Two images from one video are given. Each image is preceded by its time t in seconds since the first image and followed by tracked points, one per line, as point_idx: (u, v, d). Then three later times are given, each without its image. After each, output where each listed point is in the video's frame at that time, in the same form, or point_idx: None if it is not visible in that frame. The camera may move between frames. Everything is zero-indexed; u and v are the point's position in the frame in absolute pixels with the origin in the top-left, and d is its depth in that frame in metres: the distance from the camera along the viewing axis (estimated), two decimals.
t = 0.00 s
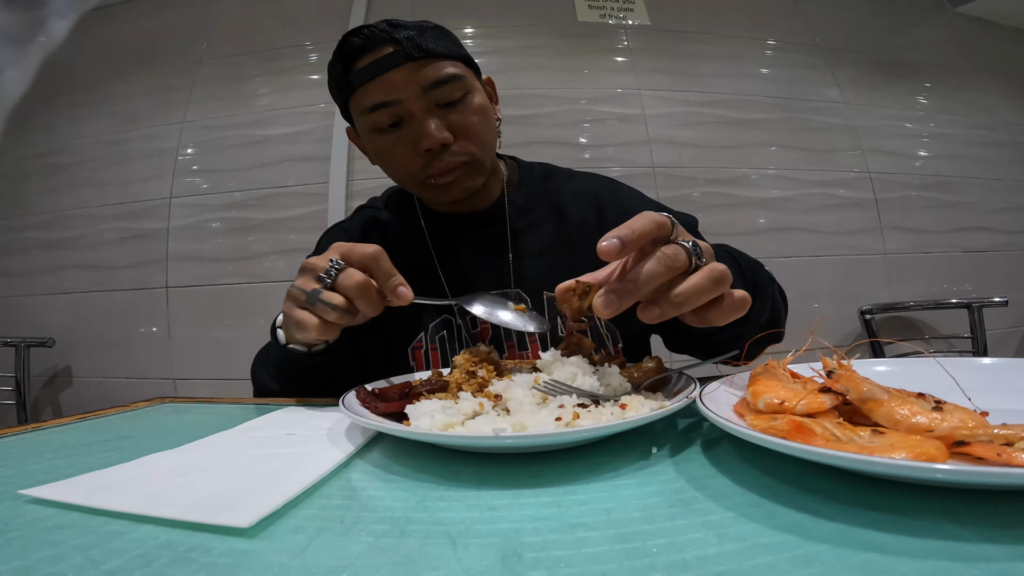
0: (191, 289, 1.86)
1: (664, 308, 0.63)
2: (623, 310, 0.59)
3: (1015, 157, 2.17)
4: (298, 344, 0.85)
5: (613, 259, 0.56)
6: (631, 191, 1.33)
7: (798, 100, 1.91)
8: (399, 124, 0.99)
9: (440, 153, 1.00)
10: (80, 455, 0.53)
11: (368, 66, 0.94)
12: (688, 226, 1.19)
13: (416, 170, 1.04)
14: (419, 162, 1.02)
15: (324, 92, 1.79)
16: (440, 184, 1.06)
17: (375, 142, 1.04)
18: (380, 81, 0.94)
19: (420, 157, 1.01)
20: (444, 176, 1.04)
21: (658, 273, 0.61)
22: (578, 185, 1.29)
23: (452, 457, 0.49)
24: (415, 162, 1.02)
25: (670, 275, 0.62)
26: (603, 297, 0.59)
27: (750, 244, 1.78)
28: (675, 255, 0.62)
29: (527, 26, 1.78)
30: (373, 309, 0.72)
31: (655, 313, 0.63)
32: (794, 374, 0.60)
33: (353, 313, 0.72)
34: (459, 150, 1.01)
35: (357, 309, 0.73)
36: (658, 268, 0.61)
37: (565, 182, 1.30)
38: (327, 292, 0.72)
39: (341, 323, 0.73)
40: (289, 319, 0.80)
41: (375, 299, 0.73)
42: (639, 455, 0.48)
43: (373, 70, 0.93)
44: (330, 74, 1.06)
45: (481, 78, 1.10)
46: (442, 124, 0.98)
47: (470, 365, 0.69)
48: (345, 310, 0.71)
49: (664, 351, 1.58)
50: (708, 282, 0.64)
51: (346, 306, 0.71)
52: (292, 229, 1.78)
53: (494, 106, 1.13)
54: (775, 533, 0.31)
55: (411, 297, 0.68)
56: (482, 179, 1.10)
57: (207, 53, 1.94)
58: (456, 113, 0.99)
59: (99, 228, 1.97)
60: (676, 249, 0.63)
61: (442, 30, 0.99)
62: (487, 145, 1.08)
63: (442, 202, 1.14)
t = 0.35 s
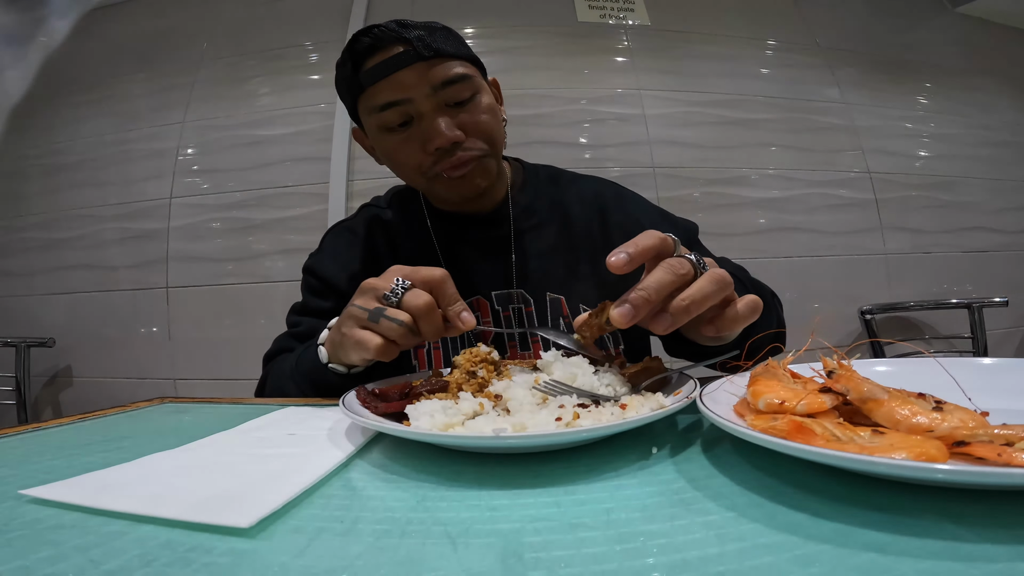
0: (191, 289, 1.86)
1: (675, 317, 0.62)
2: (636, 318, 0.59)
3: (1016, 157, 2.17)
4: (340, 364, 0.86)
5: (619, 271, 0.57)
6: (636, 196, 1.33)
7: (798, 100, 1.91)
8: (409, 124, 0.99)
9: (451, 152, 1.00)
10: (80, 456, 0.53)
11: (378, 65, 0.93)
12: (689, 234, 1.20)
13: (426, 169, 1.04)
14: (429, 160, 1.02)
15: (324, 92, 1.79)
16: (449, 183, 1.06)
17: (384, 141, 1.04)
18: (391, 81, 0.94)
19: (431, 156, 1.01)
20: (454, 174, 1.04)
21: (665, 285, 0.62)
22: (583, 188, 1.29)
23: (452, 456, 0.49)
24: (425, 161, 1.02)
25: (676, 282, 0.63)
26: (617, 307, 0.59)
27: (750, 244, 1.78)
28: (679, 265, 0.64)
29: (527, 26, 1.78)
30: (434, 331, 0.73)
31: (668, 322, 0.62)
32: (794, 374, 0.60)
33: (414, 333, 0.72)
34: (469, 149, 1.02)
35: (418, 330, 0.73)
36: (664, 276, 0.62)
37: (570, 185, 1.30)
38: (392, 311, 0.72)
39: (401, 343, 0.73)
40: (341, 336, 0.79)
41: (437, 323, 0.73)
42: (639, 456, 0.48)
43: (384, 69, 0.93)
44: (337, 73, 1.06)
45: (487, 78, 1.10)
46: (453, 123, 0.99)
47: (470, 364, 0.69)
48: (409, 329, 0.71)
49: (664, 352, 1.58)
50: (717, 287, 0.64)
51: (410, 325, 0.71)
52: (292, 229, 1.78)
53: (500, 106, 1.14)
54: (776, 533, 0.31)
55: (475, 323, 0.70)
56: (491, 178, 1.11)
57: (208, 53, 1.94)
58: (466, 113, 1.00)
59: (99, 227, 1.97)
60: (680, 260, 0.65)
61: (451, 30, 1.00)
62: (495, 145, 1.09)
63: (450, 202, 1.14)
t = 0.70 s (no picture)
0: (191, 289, 1.86)
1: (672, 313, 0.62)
2: (640, 314, 0.60)
3: (1015, 157, 2.17)
4: (343, 355, 0.86)
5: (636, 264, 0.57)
6: (636, 196, 1.33)
7: (797, 100, 1.91)
8: (417, 121, 0.99)
9: (457, 150, 1.00)
10: (80, 455, 0.53)
11: (390, 62, 0.94)
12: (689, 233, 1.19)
13: (431, 166, 1.04)
14: (434, 158, 1.02)
15: (324, 92, 1.79)
16: (453, 182, 1.06)
17: (390, 137, 1.03)
18: (403, 77, 0.94)
19: (436, 154, 1.00)
20: (458, 173, 1.04)
21: (674, 278, 0.61)
22: (584, 188, 1.29)
23: (452, 457, 0.49)
24: (430, 159, 1.02)
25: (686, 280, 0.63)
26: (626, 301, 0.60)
27: (750, 244, 1.78)
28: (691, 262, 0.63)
29: (527, 26, 1.78)
30: (445, 325, 0.74)
31: (663, 317, 0.62)
32: (794, 374, 0.60)
33: (427, 324, 0.72)
34: (475, 149, 1.02)
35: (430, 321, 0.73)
36: (674, 271, 0.61)
37: (570, 185, 1.30)
38: (409, 300, 0.73)
39: (411, 332, 0.72)
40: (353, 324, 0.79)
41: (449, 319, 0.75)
42: (639, 455, 0.48)
43: (397, 65, 0.93)
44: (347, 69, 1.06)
45: (496, 80, 1.11)
46: (460, 123, 0.99)
47: (470, 364, 0.69)
48: (423, 317, 0.71)
49: (664, 351, 1.58)
50: (715, 287, 0.65)
51: (425, 315, 0.71)
52: (292, 229, 1.78)
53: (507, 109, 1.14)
54: (776, 533, 0.31)
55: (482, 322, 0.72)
56: (494, 179, 1.11)
57: (208, 53, 1.94)
58: (474, 113, 1.00)
59: (99, 227, 1.97)
60: (690, 253, 0.64)
61: (463, 31, 1.00)
62: (501, 146, 1.09)
63: (452, 201, 1.14)
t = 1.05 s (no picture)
0: (191, 289, 1.86)
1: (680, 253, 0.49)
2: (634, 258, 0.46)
3: (1015, 157, 2.16)
4: (344, 352, 0.87)
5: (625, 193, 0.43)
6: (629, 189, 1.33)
7: (797, 100, 1.91)
8: (420, 118, 0.99)
9: (459, 149, 1.00)
10: (80, 455, 0.53)
11: (397, 60, 0.95)
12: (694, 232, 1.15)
13: (432, 164, 1.04)
14: (434, 156, 1.02)
15: (324, 92, 1.79)
16: (453, 181, 1.06)
17: (393, 134, 1.04)
18: (410, 75, 0.95)
19: (438, 152, 1.01)
20: (457, 172, 1.04)
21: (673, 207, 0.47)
22: (576, 182, 1.29)
23: (452, 456, 0.49)
24: (432, 156, 1.02)
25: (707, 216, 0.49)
26: (614, 241, 0.46)
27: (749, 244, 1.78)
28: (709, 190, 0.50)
29: (527, 26, 1.78)
30: (447, 316, 0.73)
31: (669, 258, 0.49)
32: (794, 374, 0.60)
33: (429, 316, 0.72)
34: (477, 148, 1.02)
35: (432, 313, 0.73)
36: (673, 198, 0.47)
37: (563, 180, 1.30)
38: (410, 293, 0.72)
39: (415, 326, 0.73)
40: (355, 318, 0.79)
41: (450, 309, 0.74)
42: (639, 455, 0.48)
43: (404, 63, 0.94)
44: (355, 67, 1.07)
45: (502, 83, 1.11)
46: (464, 122, 0.99)
47: (470, 364, 0.69)
48: (425, 310, 0.71)
49: (664, 352, 1.58)
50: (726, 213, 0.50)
51: (426, 307, 0.71)
52: (292, 229, 1.78)
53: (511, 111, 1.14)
54: (776, 533, 0.31)
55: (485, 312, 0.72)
56: (495, 179, 1.11)
57: (207, 53, 1.94)
58: (478, 113, 1.00)
59: (99, 227, 1.97)
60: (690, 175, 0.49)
61: (472, 33, 1.01)
62: (503, 147, 1.09)
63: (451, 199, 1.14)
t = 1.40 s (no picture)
0: (192, 289, 1.86)
1: (837, 208, 0.29)
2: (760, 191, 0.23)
3: (1016, 157, 2.16)
4: (324, 356, 0.88)
5: (727, 173, 0.22)
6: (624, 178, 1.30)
7: (797, 100, 1.91)
8: (414, 119, 1.00)
9: (451, 151, 1.01)
10: (81, 455, 0.53)
11: (392, 60, 0.95)
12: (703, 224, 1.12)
13: (425, 165, 1.04)
14: (428, 157, 1.02)
15: (324, 92, 1.79)
16: (446, 182, 1.06)
17: (386, 134, 1.04)
18: (404, 75, 0.95)
19: (431, 153, 1.01)
20: (451, 174, 1.05)
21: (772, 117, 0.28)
22: (568, 176, 1.28)
23: (452, 456, 0.49)
24: (425, 158, 1.02)
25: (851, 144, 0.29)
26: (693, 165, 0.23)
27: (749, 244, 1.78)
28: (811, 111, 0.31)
29: (527, 26, 1.78)
30: (402, 312, 0.75)
31: (823, 222, 0.29)
32: (794, 374, 0.60)
33: (383, 313, 0.75)
34: (470, 150, 1.02)
35: (387, 311, 0.76)
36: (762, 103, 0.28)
37: (557, 176, 1.30)
38: (361, 294, 0.76)
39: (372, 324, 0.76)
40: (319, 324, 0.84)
41: (406, 304, 0.76)
42: (639, 455, 0.48)
43: (399, 63, 0.95)
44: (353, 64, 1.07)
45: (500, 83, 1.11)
46: (458, 124, 1.00)
47: (470, 364, 0.69)
48: (376, 309, 0.74)
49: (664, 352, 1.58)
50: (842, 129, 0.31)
51: (376, 306, 0.75)
52: (292, 229, 1.78)
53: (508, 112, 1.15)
54: (776, 533, 0.31)
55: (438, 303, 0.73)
56: (488, 181, 1.11)
57: (207, 53, 1.94)
58: (473, 114, 1.00)
59: (99, 228, 1.97)
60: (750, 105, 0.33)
61: (470, 32, 1.01)
62: (499, 148, 1.09)
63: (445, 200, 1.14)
